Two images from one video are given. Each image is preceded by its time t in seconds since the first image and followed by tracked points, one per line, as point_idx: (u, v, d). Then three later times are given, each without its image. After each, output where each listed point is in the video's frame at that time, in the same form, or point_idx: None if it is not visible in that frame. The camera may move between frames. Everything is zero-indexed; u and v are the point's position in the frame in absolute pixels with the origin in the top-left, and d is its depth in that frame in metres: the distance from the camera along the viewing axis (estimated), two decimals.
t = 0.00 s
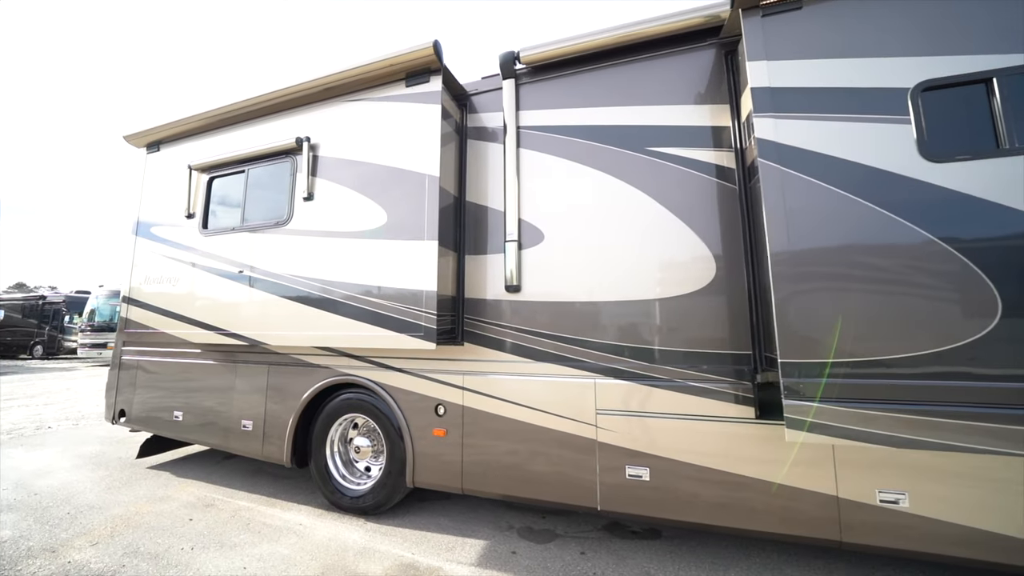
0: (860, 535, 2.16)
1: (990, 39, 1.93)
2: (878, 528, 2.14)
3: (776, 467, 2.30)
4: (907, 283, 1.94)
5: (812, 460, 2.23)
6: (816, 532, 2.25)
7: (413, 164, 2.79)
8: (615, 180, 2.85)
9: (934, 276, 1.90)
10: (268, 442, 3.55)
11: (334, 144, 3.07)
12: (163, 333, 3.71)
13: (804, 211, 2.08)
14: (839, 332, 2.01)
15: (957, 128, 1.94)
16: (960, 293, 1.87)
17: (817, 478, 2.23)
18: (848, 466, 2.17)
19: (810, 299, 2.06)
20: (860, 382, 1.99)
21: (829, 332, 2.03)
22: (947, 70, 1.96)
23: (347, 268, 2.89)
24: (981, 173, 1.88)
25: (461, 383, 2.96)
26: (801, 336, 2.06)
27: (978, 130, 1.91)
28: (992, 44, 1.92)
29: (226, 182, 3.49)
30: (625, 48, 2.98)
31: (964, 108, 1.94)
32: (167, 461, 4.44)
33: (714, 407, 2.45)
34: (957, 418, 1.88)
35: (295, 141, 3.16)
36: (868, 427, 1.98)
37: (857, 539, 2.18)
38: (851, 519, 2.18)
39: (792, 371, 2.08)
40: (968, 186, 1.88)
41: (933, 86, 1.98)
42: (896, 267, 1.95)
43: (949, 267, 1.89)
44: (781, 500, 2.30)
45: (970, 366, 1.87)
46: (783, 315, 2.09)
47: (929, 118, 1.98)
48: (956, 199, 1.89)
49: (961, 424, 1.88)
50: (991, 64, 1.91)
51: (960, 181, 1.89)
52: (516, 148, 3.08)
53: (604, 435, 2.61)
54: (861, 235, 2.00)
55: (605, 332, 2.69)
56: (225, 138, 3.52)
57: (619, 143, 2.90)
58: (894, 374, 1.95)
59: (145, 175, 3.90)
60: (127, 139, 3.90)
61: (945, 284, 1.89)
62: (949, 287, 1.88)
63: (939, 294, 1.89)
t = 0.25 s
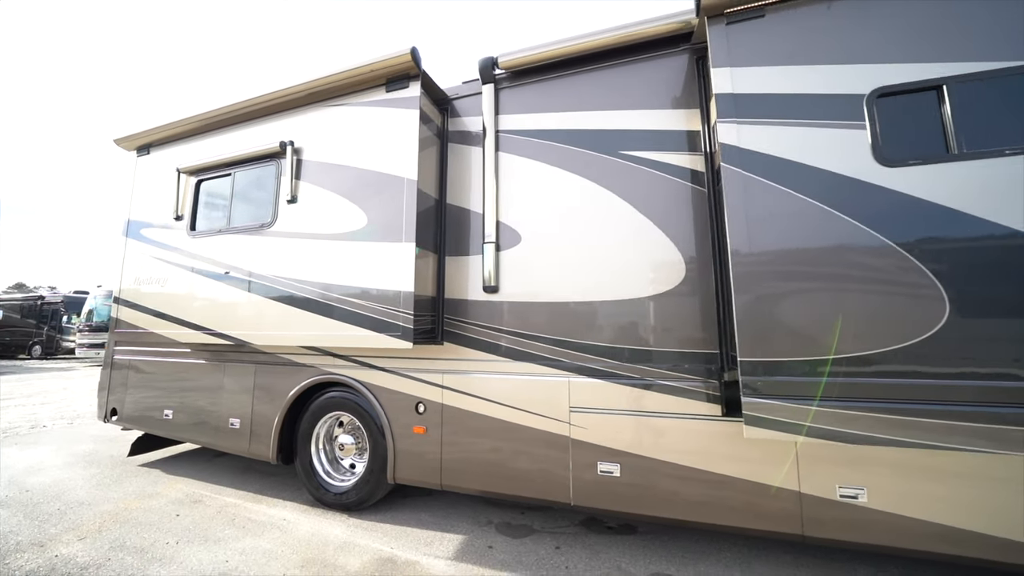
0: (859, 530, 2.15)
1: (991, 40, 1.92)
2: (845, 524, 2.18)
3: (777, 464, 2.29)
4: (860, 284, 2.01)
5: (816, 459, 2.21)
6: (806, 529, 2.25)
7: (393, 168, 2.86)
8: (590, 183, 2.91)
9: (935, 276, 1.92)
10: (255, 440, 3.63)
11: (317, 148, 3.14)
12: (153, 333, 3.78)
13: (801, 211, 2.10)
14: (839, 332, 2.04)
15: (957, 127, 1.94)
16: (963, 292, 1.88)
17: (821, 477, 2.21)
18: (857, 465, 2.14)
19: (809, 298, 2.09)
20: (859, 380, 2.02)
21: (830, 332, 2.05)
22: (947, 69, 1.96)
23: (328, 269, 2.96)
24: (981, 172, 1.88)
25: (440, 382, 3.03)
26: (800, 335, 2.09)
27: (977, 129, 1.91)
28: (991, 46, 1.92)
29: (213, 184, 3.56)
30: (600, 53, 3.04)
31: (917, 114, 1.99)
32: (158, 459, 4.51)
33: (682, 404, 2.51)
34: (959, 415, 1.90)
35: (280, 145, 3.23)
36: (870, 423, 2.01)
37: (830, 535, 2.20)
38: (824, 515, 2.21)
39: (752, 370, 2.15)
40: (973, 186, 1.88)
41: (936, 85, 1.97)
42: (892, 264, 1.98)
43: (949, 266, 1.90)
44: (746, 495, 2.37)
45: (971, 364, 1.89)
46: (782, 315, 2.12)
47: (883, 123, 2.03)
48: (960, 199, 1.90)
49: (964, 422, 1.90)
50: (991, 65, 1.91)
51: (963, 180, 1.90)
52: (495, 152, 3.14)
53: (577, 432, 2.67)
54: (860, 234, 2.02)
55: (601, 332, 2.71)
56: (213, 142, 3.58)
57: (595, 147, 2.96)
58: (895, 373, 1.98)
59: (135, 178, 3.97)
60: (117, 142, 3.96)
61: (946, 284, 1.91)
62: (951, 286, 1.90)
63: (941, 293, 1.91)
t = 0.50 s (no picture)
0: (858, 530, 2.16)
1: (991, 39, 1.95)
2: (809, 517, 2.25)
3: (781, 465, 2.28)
4: (814, 282, 2.09)
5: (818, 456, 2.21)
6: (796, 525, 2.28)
7: (373, 170, 2.95)
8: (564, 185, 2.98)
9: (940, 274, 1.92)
10: (242, 436, 3.71)
11: (301, 151, 3.22)
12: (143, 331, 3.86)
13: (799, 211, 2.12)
14: (839, 330, 2.06)
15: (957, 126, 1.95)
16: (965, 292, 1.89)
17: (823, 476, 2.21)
18: (861, 466, 2.14)
19: (809, 298, 2.11)
20: (861, 378, 2.04)
21: (829, 331, 2.07)
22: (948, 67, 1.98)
23: (310, 269, 3.04)
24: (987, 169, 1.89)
25: (420, 379, 3.11)
26: (799, 335, 2.11)
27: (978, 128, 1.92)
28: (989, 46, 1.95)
29: (201, 187, 3.64)
30: (576, 58, 3.12)
31: (868, 120, 2.07)
32: (150, 456, 4.60)
33: (651, 400, 2.58)
34: (960, 414, 1.92)
35: (265, 148, 3.31)
36: (871, 421, 2.03)
37: (791, 527, 2.27)
38: (801, 510, 2.26)
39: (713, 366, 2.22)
40: (978, 184, 1.90)
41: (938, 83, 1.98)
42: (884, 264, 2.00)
43: (954, 264, 1.91)
44: (711, 489, 2.43)
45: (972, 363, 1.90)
46: (780, 315, 2.14)
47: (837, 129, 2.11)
48: (963, 196, 1.91)
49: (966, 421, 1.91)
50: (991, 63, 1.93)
51: (966, 177, 1.91)
52: (474, 154, 3.21)
53: (550, 428, 2.75)
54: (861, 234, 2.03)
55: (599, 332, 2.72)
56: (200, 145, 3.66)
57: (570, 150, 3.02)
58: (895, 371, 1.99)
59: (126, 180, 4.05)
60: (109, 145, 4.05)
61: (948, 282, 1.91)
62: (952, 285, 1.91)
63: (944, 292, 1.92)
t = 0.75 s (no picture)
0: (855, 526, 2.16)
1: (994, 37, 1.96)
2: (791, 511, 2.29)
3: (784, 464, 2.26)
4: (768, 284, 2.17)
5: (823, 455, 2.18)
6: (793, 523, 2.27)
7: (353, 174, 3.03)
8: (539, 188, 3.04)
9: (943, 272, 1.95)
10: (230, 433, 3.80)
11: (285, 154, 3.30)
12: (133, 331, 3.95)
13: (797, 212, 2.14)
14: (839, 331, 2.08)
15: (962, 124, 1.97)
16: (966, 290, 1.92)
17: (827, 475, 2.20)
18: (863, 466, 2.13)
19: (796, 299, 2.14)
20: (860, 377, 2.06)
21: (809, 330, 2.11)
22: (951, 64, 2.00)
23: (292, 270, 3.12)
24: (986, 170, 1.93)
25: (400, 377, 3.19)
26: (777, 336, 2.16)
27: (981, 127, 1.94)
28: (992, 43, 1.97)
29: (188, 189, 3.72)
30: (552, 64, 3.19)
31: (823, 126, 2.15)
32: (141, 453, 4.68)
33: (620, 398, 2.65)
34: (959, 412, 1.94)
35: (250, 152, 3.39)
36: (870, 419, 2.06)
37: (751, 520, 2.34)
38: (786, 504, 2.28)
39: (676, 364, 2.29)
40: (979, 183, 1.93)
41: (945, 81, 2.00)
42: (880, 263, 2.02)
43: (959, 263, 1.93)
44: (676, 484, 2.50)
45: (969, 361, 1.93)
46: (769, 315, 2.17)
47: (793, 135, 2.19)
48: (963, 193, 1.94)
49: (963, 419, 1.94)
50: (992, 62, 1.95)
51: (972, 176, 1.93)
52: (453, 158, 3.29)
53: (524, 424, 2.82)
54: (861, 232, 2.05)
55: (596, 332, 2.72)
56: (188, 148, 3.74)
57: (545, 153, 3.09)
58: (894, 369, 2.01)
59: (116, 182, 4.13)
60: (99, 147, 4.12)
61: (950, 282, 1.94)
62: (953, 284, 1.94)
63: (945, 290, 1.94)
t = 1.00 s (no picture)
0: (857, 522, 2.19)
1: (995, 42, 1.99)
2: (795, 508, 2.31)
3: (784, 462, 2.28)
4: (727, 286, 2.25)
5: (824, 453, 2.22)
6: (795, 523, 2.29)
7: (335, 178, 3.12)
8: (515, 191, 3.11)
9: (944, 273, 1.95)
10: (217, 431, 3.87)
11: (269, 158, 3.38)
12: (122, 331, 4.02)
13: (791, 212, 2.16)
14: (838, 331, 2.08)
15: (962, 129, 1.99)
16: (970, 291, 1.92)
17: (828, 473, 2.23)
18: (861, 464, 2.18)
19: (787, 301, 2.16)
20: (862, 378, 2.05)
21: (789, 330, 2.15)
22: (952, 70, 2.02)
23: (276, 272, 3.20)
24: (980, 173, 1.96)
25: (382, 376, 3.27)
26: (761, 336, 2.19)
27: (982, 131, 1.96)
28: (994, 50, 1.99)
29: (176, 192, 3.79)
30: (531, 70, 3.26)
31: (781, 133, 2.22)
32: (132, 452, 4.75)
33: (591, 396, 2.71)
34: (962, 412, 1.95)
35: (235, 156, 3.47)
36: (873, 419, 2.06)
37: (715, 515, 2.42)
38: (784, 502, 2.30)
39: (642, 364, 2.36)
40: (975, 185, 1.95)
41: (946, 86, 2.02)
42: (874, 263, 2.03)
43: (962, 264, 1.94)
44: (645, 480, 2.57)
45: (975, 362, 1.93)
46: (760, 316, 2.19)
47: (753, 142, 2.26)
48: (960, 196, 1.96)
49: (929, 418, 1.98)
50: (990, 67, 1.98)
51: (972, 180, 1.96)
52: (434, 161, 3.36)
53: (499, 422, 2.89)
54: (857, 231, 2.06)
55: (592, 333, 2.73)
56: (176, 152, 3.81)
57: (523, 157, 3.15)
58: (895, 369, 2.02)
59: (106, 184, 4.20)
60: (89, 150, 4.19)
61: (953, 282, 1.94)
62: (957, 284, 1.94)
63: (947, 291, 1.95)
